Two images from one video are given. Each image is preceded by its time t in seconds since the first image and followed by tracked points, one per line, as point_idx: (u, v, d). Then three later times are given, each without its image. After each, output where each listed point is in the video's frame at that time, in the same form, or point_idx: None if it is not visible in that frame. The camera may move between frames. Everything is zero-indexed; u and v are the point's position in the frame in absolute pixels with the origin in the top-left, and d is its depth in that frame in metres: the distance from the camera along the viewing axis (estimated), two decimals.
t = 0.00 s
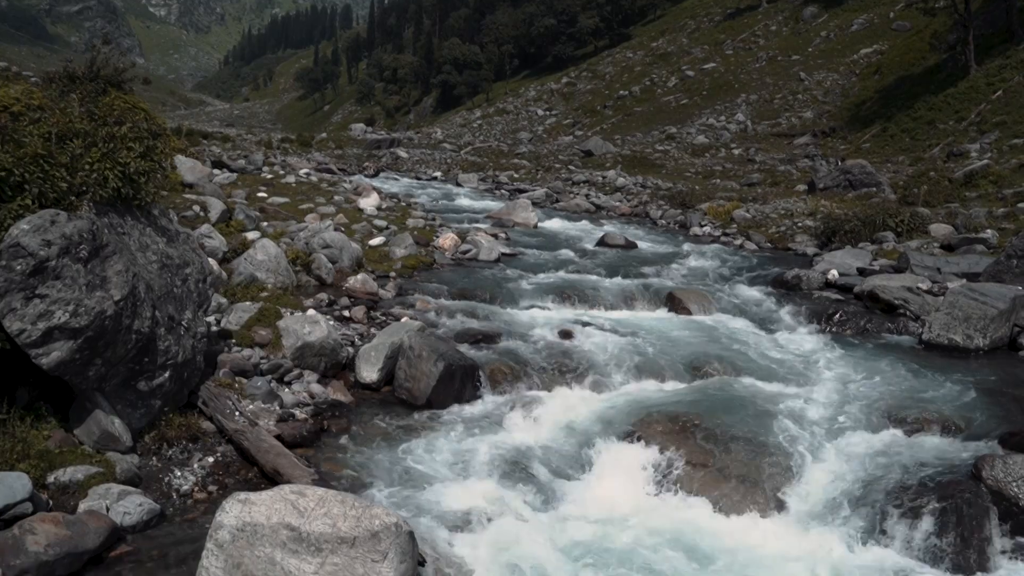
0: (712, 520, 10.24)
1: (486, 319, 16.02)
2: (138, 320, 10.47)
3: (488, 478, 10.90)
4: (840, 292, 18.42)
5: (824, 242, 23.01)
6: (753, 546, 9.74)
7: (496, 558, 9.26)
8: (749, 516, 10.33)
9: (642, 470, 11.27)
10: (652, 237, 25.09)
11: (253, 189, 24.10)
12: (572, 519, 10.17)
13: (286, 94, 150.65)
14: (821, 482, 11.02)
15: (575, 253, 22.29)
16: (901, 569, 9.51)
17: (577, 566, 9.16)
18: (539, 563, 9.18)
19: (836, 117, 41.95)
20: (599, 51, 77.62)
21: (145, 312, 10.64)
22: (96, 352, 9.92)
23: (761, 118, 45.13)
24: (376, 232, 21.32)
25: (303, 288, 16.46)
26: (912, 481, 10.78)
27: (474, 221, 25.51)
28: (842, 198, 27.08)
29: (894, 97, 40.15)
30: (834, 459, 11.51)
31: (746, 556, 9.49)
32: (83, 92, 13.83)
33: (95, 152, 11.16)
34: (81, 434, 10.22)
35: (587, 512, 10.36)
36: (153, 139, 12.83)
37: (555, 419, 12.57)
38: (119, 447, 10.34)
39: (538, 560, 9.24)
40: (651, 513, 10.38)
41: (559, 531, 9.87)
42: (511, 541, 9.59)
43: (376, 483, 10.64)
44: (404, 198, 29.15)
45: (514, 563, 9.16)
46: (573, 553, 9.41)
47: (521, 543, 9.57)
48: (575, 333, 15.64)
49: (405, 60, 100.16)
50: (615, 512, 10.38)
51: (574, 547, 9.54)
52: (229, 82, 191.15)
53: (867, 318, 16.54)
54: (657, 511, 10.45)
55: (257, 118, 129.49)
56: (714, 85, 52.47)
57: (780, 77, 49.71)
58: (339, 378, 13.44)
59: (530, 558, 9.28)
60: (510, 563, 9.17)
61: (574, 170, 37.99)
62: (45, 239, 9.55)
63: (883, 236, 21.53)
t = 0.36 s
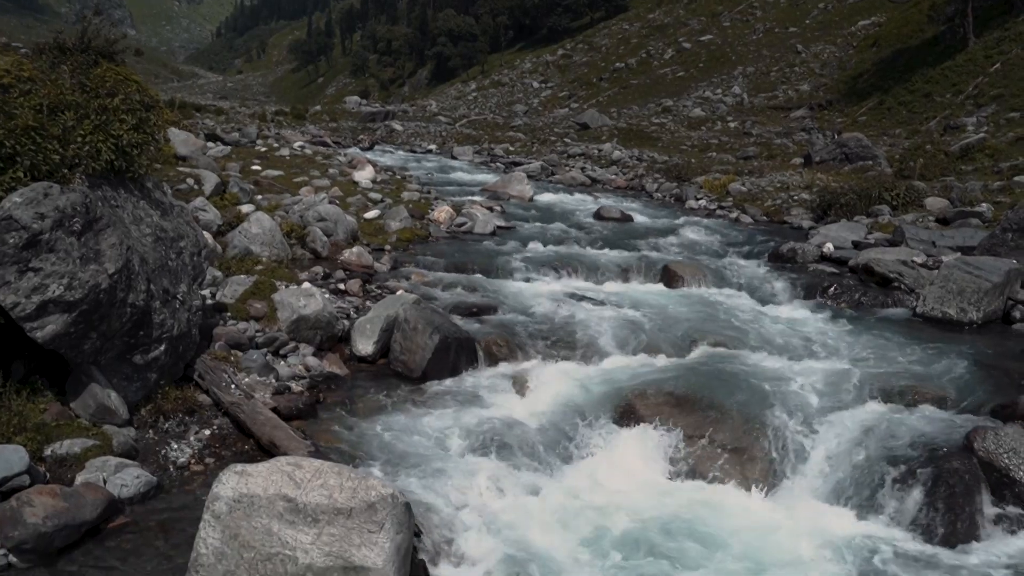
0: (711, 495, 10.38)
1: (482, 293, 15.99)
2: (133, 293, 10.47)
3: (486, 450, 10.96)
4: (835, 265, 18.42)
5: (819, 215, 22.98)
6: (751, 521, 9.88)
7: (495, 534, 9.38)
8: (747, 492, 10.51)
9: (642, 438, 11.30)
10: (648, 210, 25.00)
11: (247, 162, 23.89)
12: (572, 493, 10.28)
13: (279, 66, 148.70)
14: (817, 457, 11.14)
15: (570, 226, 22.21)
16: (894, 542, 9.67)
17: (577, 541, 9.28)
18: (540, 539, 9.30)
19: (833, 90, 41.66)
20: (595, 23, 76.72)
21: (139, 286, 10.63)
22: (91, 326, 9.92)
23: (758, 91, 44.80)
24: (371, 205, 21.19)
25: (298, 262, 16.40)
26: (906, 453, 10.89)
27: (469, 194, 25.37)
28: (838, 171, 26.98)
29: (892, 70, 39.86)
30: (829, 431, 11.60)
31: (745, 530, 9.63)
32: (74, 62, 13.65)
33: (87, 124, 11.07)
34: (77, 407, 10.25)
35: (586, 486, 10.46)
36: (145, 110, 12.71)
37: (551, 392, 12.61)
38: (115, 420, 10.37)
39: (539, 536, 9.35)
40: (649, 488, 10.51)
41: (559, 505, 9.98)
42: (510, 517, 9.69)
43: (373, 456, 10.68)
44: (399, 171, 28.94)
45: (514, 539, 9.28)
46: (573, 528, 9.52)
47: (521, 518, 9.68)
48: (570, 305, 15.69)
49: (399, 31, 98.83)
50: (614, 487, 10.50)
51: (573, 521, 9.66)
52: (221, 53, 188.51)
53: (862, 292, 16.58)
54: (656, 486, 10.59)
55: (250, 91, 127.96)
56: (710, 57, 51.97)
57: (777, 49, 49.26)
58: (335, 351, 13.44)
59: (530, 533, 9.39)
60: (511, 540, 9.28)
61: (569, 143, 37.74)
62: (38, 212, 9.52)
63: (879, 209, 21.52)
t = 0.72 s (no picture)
0: (705, 476, 10.40)
1: (474, 269, 15.94)
2: (124, 270, 10.51)
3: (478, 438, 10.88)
4: (827, 241, 18.43)
5: (812, 191, 22.95)
6: (749, 504, 9.89)
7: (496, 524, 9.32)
8: (739, 468, 10.59)
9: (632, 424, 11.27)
10: (641, 186, 24.91)
11: (238, 138, 23.66)
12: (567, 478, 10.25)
13: (268, 41, 146.69)
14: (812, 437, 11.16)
15: (563, 202, 22.12)
16: (889, 518, 9.76)
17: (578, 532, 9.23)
18: (541, 529, 9.25)
19: (827, 66, 41.43)
20: None
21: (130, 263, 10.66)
22: (82, 303, 9.96)
23: (751, 67, 44.51)
24: (362, 180, 21.03)
25: (290, 238, 16.31)
26: (896, 428, 11.01)
27: (461, 170, 25.20)
28: (831, 147, 26.90)
29: (886, 45, 39.62)
30: (821, 409, 11.63)
31: (744, 515, 9.63)
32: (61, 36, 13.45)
33: (75, 100, 10.96)
34: (70, 384, 10.23)
35: (580, 468, 10.44)
36: (135, 85, 12.56)
37: (545, 369, 12.58)
38: (108, 396, 10.39)
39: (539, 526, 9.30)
40: (645, 470, 10.49)
41: (557, 493, 9.92)
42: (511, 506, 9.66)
43: (369, 433, 10.67)
44: (391, 147, 28.69)
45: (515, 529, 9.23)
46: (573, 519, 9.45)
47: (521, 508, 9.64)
48: (562, 281, 15.67)
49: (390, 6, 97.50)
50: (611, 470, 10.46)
51: (572, 510, 9.62)
52: (209, 28, 185.72)
53: (854, 268, 16.61)
54: (651, 466, 10.57)
55: (240, 66, 126.31)
56: (704, 32, 51.49)
57: (771, 25, 48.86)
58: (328, 327, 13.40)
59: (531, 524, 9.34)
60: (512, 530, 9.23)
61: (562, 119, 37.47)
62: (27, 188, 9.52)
63: (871, 185, 21.53)
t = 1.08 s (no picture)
0: (692, 452, 10.44)
1: (465, 247, 15.89)
2: (114, 249, 10.60)
3: (471, 426, 10.68)
4: (818, 219, 18.42)
5: (804, 169, 22.94)
6: (743, 486, 9.87)
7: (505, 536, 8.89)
8: (729, 443, 10.72)
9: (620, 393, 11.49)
10: (633, 164, 24.83)
11: (228, 116, 23.41)
12: (570, 477, 9.87)
13: (257, 17, 144.57)
14: (801, 412, 11.27)
15: (555, 180, 22.03)
16: (880, 494, 9.89)
17: (588, 541, 8.85)
18: (550, 538, 8.86)
19: (820, 43, 41.21)
20: None
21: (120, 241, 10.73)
22: (72, 282, 10.03)
23: (744, 44, 44.22)
24: (354, 158, 20.86)
25: (282, 216, 16.21)
26: (886, 405, 11.11)
27: (453, 148, 25.01)
28: (823, 125, 26.85)
29: (879, 22, 39.42)
30: (810, 385, 11.74)
31: (739, 500, 9.59)
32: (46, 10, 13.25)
33: (62, 76, 10.84)
34: (61, 362, 10.30)
35: (571, 446, 10.44)
36: (123, 61, 12.33)
37: (535, 346, 12.62)
38: (99, 374, 10.44)
39: (549, 537, 8.88)
40: (640, 456, 10.34)
41: (557, 484, 9.72)
42: (514, 508, 9.30)
43: (362, 412, 10.68)
44: (382, 124, 28.45)
45: (525, 541, 8.82)
46: (582, 527, 9.04)
47: (524, 508, 9.31)
48: (555, 259, 15.65)
49: None
50: (608, 460, 10.24)
51: (577, 511, 9.29)
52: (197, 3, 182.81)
53: (846, 245, 16.66)
54: (640, 446, 10.56)
55: (228, 43, 124.62)
56: (697, 9, 51.03)
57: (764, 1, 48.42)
58: (320, 305, 13.35)
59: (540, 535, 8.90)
60: (521, 541, 8.82)
61: (554, 96, 37.20)
62: (15, 166, 9.47)
63: (863, 162, 21.54)
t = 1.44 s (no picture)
0: (678, 421, 10.54)
1: (456, 217, 15.79)
2: (102, 220, 10.64)
3: (457, 412, 10.45)
4: (809, 189, 18.34)
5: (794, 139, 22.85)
6: (731, 464, 9.85)
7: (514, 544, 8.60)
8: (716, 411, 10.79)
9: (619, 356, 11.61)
10: (624, 134, 24.66)
11: (215, 85, 23.04)
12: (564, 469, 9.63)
13: None
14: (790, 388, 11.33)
15: (545, 149, 21.87)
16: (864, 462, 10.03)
17: (596, 541, 8.63)
18: (558, 540, 8.63)
19: (812, 11, 40.83)
20: None
21: (108, 212, 10.78)
22: (60, 253, 10.05)
23: (735, 12, 43.74)
24: (343, 128, 20.62)
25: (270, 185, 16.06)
26: (873, 375, 11.23)
27: (442, 117, 24.76)
28: (814, 94, 26.69)
29: None
30: (796, 355, 11.87)
31: (729, 478, 9.59)
32: None
33: (45, 45, 10.67)
34: (50, 334, 10.29)
35: (557, 417, 10.52)
36: (107, 29, 12.10)
37: (522, 317, 12.65)
38: (90, 346, 10.45)
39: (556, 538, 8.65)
40: (628, 438, 10.22)
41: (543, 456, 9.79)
42: (514, 505, 9.10)
43: (353, 385, 10.68)
44: (371, 94, 28.09)
45: (535, 547, 8.56)
46: (589, 528, 8.79)
47: (523, 506, 9.09)
48: (545, 229, 15.61)
49: None
50: (598, 445, 10.08)
51: (579, 508, 9.07)
52: None
53: (836, 215, 16.70)
54: (624, 424, 10.50)
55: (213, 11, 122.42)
56: None
57: None
58: (309, 276, 13.23)
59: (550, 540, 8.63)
60: (531, 546, 8.58)
61: (544, 65, 36.79)
62: None
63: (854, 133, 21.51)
